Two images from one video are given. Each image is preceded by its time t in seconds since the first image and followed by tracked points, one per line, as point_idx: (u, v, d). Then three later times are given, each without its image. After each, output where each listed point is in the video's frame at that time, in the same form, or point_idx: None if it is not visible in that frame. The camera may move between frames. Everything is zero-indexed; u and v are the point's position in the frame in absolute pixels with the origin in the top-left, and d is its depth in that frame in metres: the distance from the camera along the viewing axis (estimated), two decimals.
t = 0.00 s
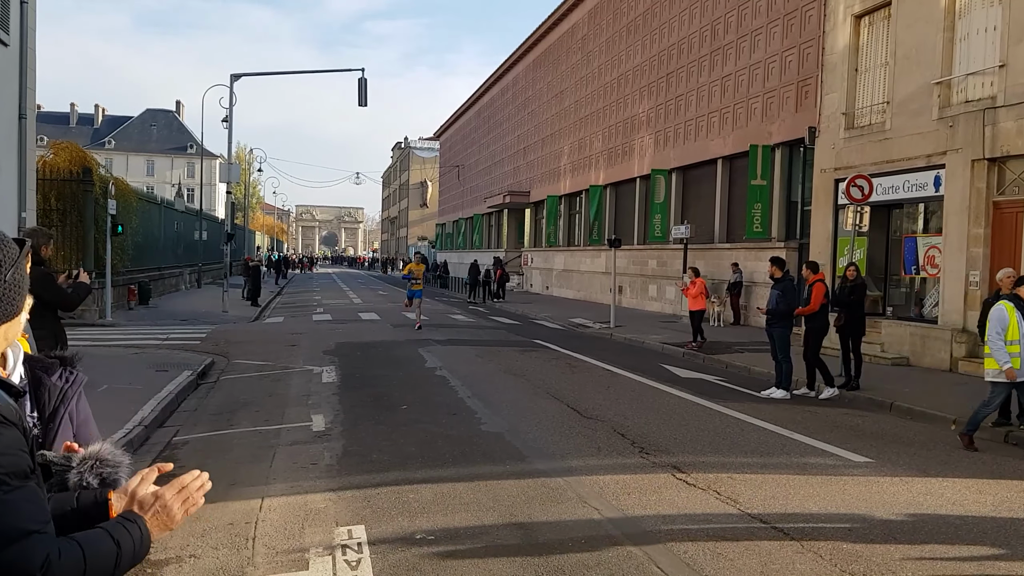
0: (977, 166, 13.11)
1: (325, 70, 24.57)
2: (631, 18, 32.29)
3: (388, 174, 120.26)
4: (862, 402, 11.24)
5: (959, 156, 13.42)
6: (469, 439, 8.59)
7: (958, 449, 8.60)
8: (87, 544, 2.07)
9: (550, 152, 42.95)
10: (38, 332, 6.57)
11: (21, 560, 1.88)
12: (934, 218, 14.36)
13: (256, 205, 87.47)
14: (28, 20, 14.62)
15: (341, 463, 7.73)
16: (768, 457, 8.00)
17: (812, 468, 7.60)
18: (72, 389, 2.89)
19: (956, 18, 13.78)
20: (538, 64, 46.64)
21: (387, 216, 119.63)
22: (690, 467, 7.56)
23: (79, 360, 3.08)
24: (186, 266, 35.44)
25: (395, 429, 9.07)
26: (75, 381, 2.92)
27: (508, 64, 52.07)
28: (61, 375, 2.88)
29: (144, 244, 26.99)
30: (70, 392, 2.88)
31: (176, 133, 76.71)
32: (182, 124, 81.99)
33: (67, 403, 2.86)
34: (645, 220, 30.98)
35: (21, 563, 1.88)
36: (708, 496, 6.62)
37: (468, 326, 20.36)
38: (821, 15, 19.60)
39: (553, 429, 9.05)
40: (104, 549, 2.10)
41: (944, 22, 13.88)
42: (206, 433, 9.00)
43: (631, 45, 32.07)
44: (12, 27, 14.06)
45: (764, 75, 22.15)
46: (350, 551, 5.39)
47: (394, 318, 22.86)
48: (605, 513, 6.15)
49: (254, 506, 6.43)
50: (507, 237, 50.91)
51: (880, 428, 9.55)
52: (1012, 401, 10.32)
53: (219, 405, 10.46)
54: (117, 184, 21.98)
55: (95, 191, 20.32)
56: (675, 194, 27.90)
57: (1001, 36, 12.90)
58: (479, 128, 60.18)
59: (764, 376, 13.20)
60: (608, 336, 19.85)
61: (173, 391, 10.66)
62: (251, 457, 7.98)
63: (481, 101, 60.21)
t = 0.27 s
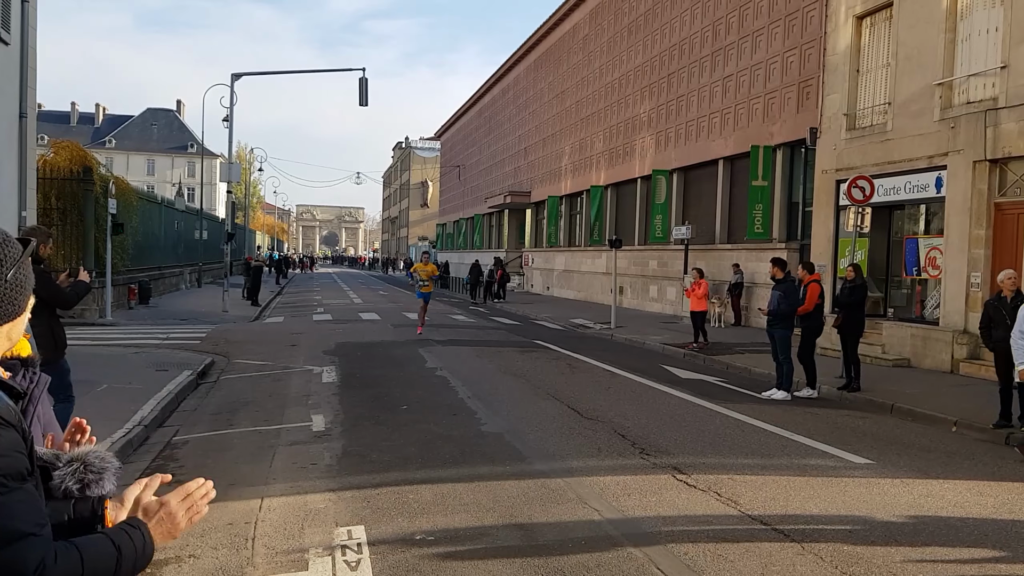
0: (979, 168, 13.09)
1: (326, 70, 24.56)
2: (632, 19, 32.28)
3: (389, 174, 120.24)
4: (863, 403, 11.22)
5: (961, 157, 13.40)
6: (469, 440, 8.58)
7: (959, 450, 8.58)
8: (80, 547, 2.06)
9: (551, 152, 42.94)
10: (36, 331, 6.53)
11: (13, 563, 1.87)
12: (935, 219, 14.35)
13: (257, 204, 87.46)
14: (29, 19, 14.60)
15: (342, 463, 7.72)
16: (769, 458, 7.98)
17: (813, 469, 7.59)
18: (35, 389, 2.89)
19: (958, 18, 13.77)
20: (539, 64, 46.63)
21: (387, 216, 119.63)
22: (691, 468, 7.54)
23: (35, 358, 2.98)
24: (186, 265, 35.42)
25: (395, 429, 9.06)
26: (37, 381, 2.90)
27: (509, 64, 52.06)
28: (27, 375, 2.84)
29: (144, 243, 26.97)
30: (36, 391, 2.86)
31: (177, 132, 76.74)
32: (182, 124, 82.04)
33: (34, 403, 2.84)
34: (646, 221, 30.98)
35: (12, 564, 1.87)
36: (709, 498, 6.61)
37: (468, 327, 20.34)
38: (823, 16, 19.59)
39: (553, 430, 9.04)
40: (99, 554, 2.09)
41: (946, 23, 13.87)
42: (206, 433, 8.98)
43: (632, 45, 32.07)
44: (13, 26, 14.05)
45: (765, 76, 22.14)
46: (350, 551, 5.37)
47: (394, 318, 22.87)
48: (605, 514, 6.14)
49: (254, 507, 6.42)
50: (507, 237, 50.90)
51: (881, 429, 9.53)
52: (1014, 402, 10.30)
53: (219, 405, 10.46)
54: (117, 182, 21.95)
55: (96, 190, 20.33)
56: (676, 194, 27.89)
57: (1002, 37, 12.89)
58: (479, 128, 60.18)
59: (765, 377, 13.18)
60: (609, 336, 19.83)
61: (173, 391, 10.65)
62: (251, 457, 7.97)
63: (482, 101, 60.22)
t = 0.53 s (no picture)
0: (978, 168, 13.09)
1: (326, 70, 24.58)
2: (632, 19, 32.29)
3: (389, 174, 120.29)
4: (863, 403, 11.22)
5: (960, 158, 13.40)
6: (468, 440, 8.57)
7: (958, 451, 8.57)
8: (81, 544, 2.06)
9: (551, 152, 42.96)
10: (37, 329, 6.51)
11: (11, 559, 1.86)
12: (935, 220, 14.35)
13: (257, 204, 87.47)
14: (29, 19, 14.60)
15: (341, 462, 7.72)
16: (768, 458, 7.98)
17: (812, 470, 7.58)
18: None
19: (958, 19, 13.77)
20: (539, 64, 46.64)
21: (388, 216, 119.58)
22: (690, 468, 7.54)
23: None
24: (186, 265, 35.42)
25: (394, 429, 9.05)
26: None
27: (509, 64, 52.06)
28: None
29: (144, 243, 26.96)
30: None
31: (177, 132, 76.79)
32: (183, 124, 82.11)
33: None
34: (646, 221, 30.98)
35: (11, 563, 1.86)
36: (708, 498, 6.60)
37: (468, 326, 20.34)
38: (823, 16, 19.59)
39: (553, 429, 9.03)
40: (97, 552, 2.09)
41: (945, 24, 13.87)
42: (206, 433, 8.98)
43: (632, 46, 32.07)
44: (13, 25, 14.06)
45: (765, 76, 22.13)
46: (348, 551, 5.36)
47: (393, 318, 22.87)
48: (604, 514, 6.13)
49: (253, 506, 6.42)
50: (507, 237, 50.91)
51: (881, 430, 9.53)
52: (1014, 403, 10.29)
53: (218, 405, 10.46)
54: (117, 182, 21.96)
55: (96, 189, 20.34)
56: (676, 195, 27.89)
57: (1002, 38, 12.89)
58: (480, 128, 60.17)
59: (764, 377, 13.18)
60: (609, 336, 19.82)
61: (172, 391, 10.65)
62: (250, 457, 7.97)
63: (482, 101, 60.25)
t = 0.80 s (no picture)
0: (979, 167, 13.09)
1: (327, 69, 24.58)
2: (633, 18, 32.28)
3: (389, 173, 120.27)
4: (863, 402, 11.22)
5: (961, 156, 13.40)
6: (469, 439, 8.57)
7: (958, 450, 8.57)
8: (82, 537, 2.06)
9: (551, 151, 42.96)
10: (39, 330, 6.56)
11: (15, 554, 1.87)
12: (935, 219, 14.35)
13: (257, 203, 87.46)
14: (29, 18, 14.60)
15: (341, 462, 7.72)
16: (769, 457, 7.98)
17: (812, 469, 7.58)
18: None
19: (958, 18, 13.77)
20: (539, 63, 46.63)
21: (388, 215, 119.57)
22: (690, 467, 7.55)
23: None
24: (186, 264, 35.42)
25: (394, 428, 9.05)
26: None
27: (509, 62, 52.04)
28: None
29: (144, 242, 26.96)
30: None
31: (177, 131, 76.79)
32: (183, 123, 82.13)
33: None
34: (646, 220, 30.98)
35: (13, 557, 1.87)
36: (708, 497, 6.60)
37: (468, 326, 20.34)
38: (823, 15, 19.59)
39: (553, 429, 9.03)
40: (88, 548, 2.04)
41: (946, 23, 13.86)
42: (206, 432, 8.99)
43: (632, 45, 32.07)
44: (13, 25, 14.05)
45: (765, 75, 22.13)
46: (349, 550, 5.36)
47: (394, 317, 22.85)
48: (604, 513, 6.13)
49: (253, 506, 6.42)
50: (507, 236, 50.90)
51: (881, 428, 9.53)
52: (1014, 402, 10.29)
53: (219, 404, 10.46)
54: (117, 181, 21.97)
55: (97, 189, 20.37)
56: (676, 194, 27.89)
57: (1003, 37, 12.88)
58: (480, 127, 60.17)
59: (765, 376, 13.18)
60: (609, 335, 19.82)
61: (172, 390, 10.65)
62: (250, 456, 7.97)
63: (482, 100, 60.22)
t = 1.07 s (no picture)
0: (979, 168, 13.08)
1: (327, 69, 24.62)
2: (634, 18, 32.27)
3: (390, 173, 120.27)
4: (863, 403, 11.21)
5: (961, 157, 13.39)
6: (468, 438, 8.58)
7: (958, 451, 8.56)
8: (76, 543, 2.07)
9: (552, 151, 42.95)
10: (56, 331, 6.64)
11: (7, 558, 1.87)
12: (936, 220, 14.33)
13: (258, 202, 87.51)
14: (31, 17, 14.64)
15: (341, 461, 7.73)
16: (768, 458, 7.97)
17: (811, 469, 7.58)
18: None
19: (959, 19, 13.75)
20: (540, 63, 46.62)
21: (388, 215, 119.55)
22: (690, 467, 7.54)
23: None
24: (186, 263, 35.46)
25: (394, 427, 9.05)
26: None
27: (510, 62, 52.04)
28: None
29: (145, 241, 26.99)
30: None
31: (178, 129, 76.81)
32: (184, 122, 82.16)
33: None
34: (647, 220, 30.97)
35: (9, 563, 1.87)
36: (707, 497, 6.60)
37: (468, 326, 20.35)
38: (824, 15, 19.58)
39: (552, 428, 9.04)
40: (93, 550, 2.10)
41: (947, 23, 13.85)
42: (206, 431, 8.99)
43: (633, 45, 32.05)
44: (15, 23, 14.08)
45: (766, 75, 22.11)
46: (347, 550, 5.36)
47: (393, 316, 22.84)
48: (602, 514, 6.13)
49: (253, 504, 6.42)
50: (508, 236, 50.90)
51: (880, 429, 9.53)
52: (1014, 403, 10.28)
53: (219, 403, 10.47)
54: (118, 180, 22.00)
55: (97, 187, 20.40)
56: (677, 194, 27.88)
57: (1004, 37, 12.87)
58: (481, 126, 60.15)
59: (765, 377, 13.18)
60: (610, 335, 19.82)
61: (173, 388, 10.67)
62: (250, 455, 7.99)
63: (483, 100, 60.21)
